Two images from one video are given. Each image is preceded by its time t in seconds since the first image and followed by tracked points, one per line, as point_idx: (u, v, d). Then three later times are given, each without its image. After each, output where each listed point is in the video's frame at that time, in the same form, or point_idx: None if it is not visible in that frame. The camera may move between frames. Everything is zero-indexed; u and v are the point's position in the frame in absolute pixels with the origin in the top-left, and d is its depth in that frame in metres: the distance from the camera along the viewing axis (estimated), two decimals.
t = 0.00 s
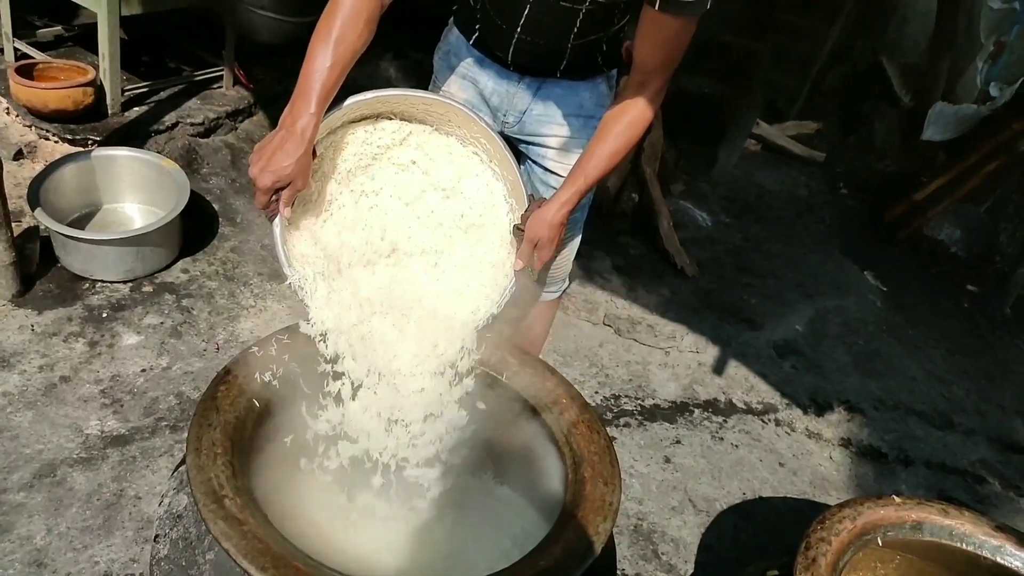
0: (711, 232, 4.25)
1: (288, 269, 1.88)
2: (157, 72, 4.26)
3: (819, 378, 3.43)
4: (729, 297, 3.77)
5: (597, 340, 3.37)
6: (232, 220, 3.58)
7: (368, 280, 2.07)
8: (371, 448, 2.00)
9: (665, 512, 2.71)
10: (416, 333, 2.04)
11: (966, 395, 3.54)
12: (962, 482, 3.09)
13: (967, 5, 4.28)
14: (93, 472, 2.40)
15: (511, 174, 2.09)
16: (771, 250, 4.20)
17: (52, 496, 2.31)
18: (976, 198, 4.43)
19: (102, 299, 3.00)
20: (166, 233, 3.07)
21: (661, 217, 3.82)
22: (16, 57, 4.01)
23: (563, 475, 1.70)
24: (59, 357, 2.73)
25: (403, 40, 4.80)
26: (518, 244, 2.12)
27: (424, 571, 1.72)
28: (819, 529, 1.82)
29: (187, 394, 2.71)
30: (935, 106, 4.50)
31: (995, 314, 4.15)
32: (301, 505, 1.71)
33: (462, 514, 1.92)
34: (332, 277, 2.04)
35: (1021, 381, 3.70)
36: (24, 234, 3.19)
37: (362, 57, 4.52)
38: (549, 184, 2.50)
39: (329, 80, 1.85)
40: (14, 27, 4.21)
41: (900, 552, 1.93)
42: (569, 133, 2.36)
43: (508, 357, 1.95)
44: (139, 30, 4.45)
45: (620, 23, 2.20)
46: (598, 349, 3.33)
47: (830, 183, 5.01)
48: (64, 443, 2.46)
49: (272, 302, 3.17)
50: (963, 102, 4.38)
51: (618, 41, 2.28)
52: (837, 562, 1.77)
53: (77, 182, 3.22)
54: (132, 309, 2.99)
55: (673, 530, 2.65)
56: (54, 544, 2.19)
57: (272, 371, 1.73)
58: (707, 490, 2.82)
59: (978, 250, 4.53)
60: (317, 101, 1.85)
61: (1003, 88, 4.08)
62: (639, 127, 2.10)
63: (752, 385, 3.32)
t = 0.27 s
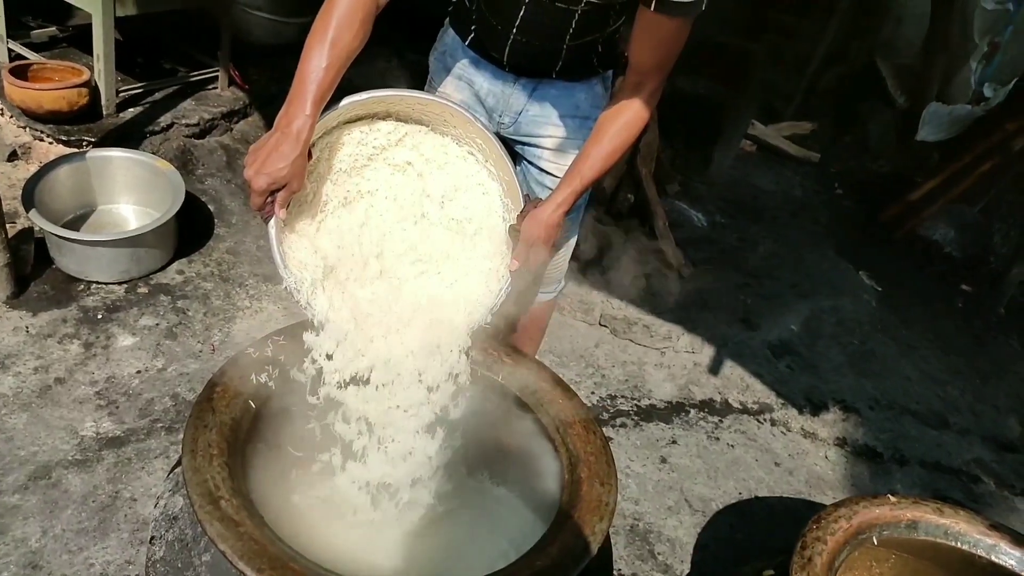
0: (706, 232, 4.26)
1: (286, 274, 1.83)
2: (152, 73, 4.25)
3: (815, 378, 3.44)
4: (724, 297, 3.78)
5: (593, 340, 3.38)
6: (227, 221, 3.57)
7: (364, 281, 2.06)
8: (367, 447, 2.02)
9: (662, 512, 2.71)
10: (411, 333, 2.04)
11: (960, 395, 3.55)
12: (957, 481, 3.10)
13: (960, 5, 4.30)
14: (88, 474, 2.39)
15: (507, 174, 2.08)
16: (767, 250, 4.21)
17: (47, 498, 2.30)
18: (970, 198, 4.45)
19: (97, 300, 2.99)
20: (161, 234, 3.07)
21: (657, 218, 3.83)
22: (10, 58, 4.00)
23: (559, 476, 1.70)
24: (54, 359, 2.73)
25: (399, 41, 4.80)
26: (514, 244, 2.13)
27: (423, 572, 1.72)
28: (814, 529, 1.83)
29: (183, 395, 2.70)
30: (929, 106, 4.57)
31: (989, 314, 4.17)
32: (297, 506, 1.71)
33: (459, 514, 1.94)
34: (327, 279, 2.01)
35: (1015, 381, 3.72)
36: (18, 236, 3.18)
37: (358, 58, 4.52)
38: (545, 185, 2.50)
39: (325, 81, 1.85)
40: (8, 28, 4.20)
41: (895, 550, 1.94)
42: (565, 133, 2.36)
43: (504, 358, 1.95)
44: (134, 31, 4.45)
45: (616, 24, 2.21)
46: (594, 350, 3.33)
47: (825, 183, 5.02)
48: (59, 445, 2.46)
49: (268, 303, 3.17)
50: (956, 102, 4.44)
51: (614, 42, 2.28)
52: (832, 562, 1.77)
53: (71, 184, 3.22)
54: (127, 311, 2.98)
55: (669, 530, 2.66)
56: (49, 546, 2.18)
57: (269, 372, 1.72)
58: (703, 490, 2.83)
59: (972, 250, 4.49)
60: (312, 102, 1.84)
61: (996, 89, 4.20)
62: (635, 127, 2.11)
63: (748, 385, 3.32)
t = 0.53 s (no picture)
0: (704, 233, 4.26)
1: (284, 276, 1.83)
2: (149, 75, 4.25)
3: (812, 378, 3.45)
4: (721, 298, 3.78)
5: (590, 341, 3.38)
6: (224, 223, 3.57)
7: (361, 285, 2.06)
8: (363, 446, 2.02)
9: (660, 513, 2.71)
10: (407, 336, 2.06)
11: (957, 395, 3.56)
12: (954, 481, 3.11)
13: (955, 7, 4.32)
14: (85, 477, 2.39)
15: (504, 175, 2.08)
16: (764, 251, 4.22)
17: (45, 501, 2.30)
18: (966, 199, 4.46)
19: (93, 303, 2.99)
20: (158, 236, 3.06)
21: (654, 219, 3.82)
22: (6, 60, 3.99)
23: (557, 477, 1.70)
24: (51, 362, 2.72)
25: (395, 43, 4.80)
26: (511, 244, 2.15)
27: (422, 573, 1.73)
28: (812, 529, 1.83)
29: (180, 398, 2.70)
30: (926, 107, 4.57)
31: (986, 314, 4.18)
32: (296, 508, 1.71)
33: (455, 517, 1.97)
34: (323, 282, 2.00)
35: (1012, 381, 3.73)
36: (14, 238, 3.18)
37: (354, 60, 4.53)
38: (542, 186, 2.50)
39: (322, 84, 1.84)
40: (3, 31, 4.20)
41: (893, 550, 1.94)
42: (562, 135, 2.36)
43: (502, 358, 1.94)
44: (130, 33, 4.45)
45: (613, 25, 2.21)
46: (592, 351, 3.33)
47: (821, 184, 5.03)
48: (56, 448, 2.45)
49: (265, 305, 3.17)
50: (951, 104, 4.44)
51: (610, 43, 2.29)
52: (831, 562, 1.77)
53: (68, 186, 3.21)
54: (124, 313, 2.97)
55: (667, 531, 2.66)
56: (46, 549, 2.17)
57: (267, 374, 1.72)
58: (701, 491, 2.83)
59: (968, 252, 4.54)
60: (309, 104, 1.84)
61: (992, 90, 4.20)
62: (632, 129, 2.11)
63: (745, 386, 3.33)
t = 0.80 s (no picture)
0: (704, 234, 4.26)
1: (282, 278, 1.81)
2: (149, 77, 4.25)
3: (813, 378, 3.44)
4: (722, 298, 3.78)
5: (591, 342, 3.38)
6: (225, 224, 3.57)
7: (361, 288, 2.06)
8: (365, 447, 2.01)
9: (661, 513, 2.71)
10: (406, 340, 2.08)
11: (958, 394, 3.56)
12: (955, 480, 3.11)
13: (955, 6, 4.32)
14: (87, 478, 2.39)
15: (504, 176, 2.08)
16: (765, 251, 4.22)
17: (47, 502, 2.30)
18: (966, 198, 4.46)
19: (94, 304, 2.99)
20: (159, 238, 3.06)
21: (654, 219, 3.82)
22: (7, 62, 4.00)
23: (558, 477, 1.70)
24: (52, 364, 2.72)
25: (396, 45, 4.81)
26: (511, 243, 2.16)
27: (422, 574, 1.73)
28: (814, 529, 1.83)
29: (181, 399, 2.70)
30: (925, 107, 4.64)
31: (987, 313, 4.17)
32: (298, 509, 1.71)
33: (457, 517, 1.95)
34: (324, 286, 1.99)
35: (1013, 380, 3.73)
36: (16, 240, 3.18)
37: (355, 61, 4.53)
38: (543, 186, 2.50)
39: (322, 86, 1.84)
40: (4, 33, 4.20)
41: (894, 549, 1.94)
42: (562, 135, 2.36)
43: (502, 359, 1.95)
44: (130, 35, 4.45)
45: (613, 26, 2.22)
46: (593, 351, 3.33)
47: (822, 183, 5.03)
48: (58, 449, 2.45)
49: (266, 306, 3.17)
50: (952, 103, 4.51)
51: (610, 43, 2.29)
52: (832, 562, 1.77)
53: (68, 188, 3.21)
54: (126, 315, 2.98)
55: (669, 531, 2.66)
56: (48, 551, 2.18)
57: (268, 376, 1.73)
58: (702, 491, 2.83)
59: (968, 251, 4.49)
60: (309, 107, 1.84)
61: (992, 89, 4.30)
62: (631, 130, 2.12)
63: (746, 386, 3.33)
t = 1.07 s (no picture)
0: (702, 234, 4.26)
1: (281, 282, 1.81)
2: (147, 78, 4.25)
3: (811, 378, 3.45)
4: (720, 299, 3.79)
5: (590, 342, 3.38)
6: (223, 225, 3.57)
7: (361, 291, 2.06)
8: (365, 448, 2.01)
9: (660, 513, 2.71)
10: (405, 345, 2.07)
11: (956, 394, 3.56)
12: (954, 480, 3.11)
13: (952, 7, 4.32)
14: (85, 480, 2.39)
15: (502, 176, 2.07)
16: (763, 252, 4.22)
17: (45, 504, 2.30)
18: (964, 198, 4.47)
19: (93, 306, 2.99)
20: (157, 239, 3.06)
21: (653, 220, 3.82)
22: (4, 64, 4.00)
23: (557, 476, 1.71)
24: (50, 365, 2.72)
25: (394, 45, 4.81)
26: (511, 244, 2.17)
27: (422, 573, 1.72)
28: (812, 529, 1.84)
29: (180, 401, 2.70)
30: (923, 107, 4.59)
31: (985, 313, 4.18)
32: (297, 510, 1.71)
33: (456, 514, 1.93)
34: (323, 288, 1.99)
35: (1011, 380, 3.73)
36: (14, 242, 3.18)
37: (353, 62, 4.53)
38: (541, 187, 2.51)
39: (321, 88, 1.84)
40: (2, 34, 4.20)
41: (892, 549, 1.94)
42: (561, 136, 2.37)
43: (501, 360, 1.96)
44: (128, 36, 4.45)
45: (611, 27, 2.22)
46: (591, 352, 3.33)
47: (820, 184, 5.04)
48: (56, 451, 2.45)
49: (265, 308, 3.17)
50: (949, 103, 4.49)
51: (608, 44, 2.29)
52: (831, 562, 1.77)
53: (66, 189, 3.21)
54: (124, 316, 2.97)
55: (668, 532, 2.66)
56: (46, 553, 2.17)
57: (266, 377, 1.73)
58: (701, 491, 2.83)
59: (966, 250, 4.56)
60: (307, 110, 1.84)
61: (989, 89, 4.28)
62: (630, 131, 2.12)
63: (745, 386, 3.33)
